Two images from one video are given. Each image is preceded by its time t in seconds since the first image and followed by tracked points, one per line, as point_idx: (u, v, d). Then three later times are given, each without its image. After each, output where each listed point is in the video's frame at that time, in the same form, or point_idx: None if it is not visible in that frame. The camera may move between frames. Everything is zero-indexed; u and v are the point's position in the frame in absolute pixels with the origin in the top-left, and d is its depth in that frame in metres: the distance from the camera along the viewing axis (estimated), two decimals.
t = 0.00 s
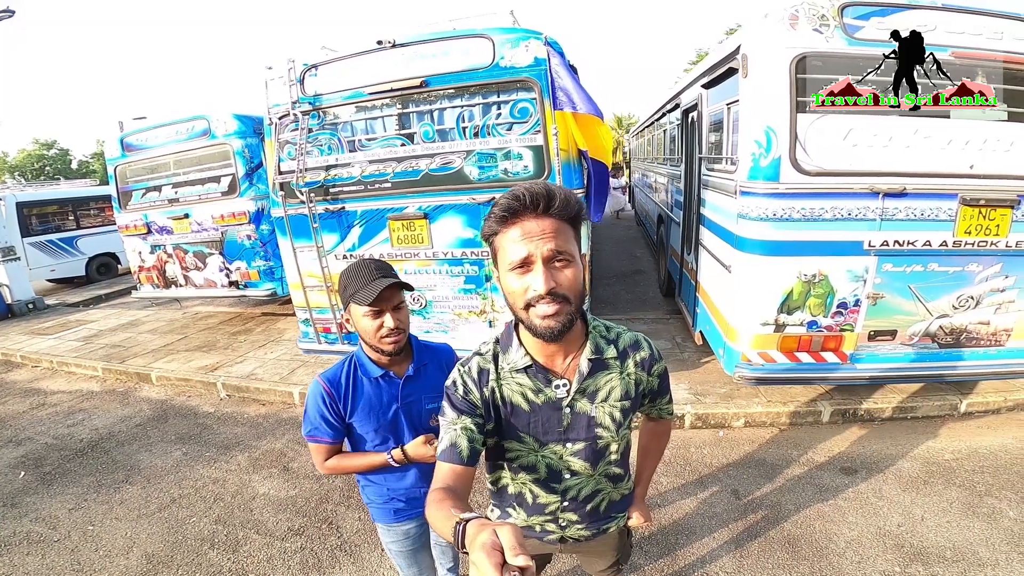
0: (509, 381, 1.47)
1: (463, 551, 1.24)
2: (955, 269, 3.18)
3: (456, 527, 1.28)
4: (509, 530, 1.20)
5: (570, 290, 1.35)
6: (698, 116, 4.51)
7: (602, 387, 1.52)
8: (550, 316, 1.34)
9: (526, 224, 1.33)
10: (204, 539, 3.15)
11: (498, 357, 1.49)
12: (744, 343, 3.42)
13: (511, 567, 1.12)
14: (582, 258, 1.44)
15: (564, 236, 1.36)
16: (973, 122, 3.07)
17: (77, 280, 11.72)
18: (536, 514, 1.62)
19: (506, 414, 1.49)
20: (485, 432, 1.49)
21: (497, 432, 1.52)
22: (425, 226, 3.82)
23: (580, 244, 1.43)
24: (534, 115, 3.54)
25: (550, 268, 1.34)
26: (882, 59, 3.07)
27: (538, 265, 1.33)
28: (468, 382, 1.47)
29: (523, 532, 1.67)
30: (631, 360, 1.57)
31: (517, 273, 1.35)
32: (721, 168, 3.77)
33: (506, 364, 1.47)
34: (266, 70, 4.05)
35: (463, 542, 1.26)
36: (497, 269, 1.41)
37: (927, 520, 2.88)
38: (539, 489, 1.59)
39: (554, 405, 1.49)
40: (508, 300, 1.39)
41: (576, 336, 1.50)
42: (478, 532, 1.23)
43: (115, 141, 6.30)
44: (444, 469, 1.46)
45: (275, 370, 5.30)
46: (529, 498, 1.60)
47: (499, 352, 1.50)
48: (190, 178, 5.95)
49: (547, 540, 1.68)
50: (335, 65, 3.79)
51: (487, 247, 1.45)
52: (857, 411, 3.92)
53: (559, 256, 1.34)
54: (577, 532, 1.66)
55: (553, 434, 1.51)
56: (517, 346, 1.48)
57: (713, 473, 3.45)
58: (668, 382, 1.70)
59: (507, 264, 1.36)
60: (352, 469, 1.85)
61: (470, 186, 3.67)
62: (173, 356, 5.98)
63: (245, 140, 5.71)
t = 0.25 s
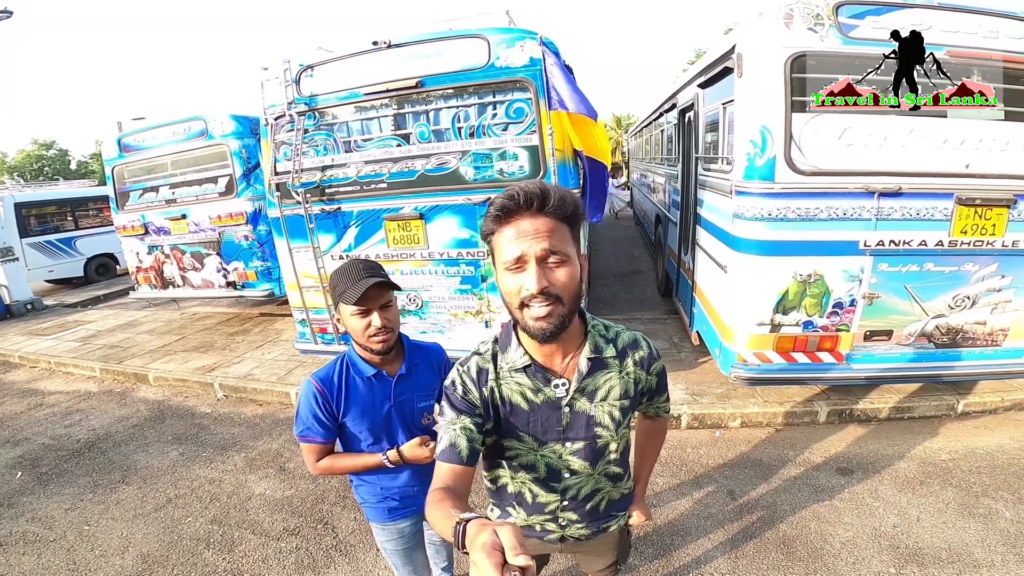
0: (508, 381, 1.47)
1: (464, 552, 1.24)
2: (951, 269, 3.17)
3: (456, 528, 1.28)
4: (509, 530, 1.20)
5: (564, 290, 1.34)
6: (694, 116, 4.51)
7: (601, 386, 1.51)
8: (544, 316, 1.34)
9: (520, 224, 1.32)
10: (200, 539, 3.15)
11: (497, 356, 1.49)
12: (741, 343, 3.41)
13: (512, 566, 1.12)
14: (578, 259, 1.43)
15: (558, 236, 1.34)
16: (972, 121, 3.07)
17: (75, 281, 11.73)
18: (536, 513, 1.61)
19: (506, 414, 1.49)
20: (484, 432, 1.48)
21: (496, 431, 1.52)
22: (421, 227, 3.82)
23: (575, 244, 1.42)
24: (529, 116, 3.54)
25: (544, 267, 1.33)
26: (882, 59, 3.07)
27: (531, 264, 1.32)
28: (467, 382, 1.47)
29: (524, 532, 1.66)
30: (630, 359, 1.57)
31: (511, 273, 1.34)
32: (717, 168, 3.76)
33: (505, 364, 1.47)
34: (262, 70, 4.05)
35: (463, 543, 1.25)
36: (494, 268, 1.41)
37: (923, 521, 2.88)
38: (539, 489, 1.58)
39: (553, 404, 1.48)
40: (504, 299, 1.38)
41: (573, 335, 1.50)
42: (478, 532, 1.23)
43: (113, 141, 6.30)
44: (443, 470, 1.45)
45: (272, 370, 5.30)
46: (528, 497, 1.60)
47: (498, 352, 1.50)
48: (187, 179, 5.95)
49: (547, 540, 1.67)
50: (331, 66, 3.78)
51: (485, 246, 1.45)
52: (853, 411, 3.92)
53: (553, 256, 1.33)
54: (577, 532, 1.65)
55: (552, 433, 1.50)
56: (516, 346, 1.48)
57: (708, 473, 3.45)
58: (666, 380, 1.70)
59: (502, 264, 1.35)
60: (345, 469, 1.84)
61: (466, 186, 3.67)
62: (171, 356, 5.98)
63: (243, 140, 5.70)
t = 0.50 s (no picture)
0: (522, 378, 1.45)
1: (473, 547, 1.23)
2: (949, 268, 3.16)
3: (466, 523, 1.26)
4: (519, 527, 1.19)
5: (541, 305, 1.33)
6: (692, 116, 4.50)
7: (615, 387, 1.51)
8: (524, 326, 1.37)
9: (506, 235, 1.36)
10: (196, 539, 3.15)
11: (512, 353, 1.47)
12: (737, 343, 3.40)
13: (521, 563, 1.12)
14: (576, 271, 1.37)
15: (537, 251, 1.32)
16: (973, 121, 3.05)
17: (75, 281, 11.75)
18: (547, 512, 1.59)
19: (519, 411, 1.47)
20: (497, 429, 1.46)
21: (509, 428, 1.50)
22: (417, 227, 3.82)
23: (569, 255, 1.35)
24: (525, 115, 3.53)
25: (523, 281, 1.34)
26: (882, 59, 3.05)
27: (512, 276, 1.36)
28: (482, 378, 1.45)
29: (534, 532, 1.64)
30: (646, 360, 1.56)
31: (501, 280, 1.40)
32: (713, 168, 3.75)
33: (519, 361, 1.45)
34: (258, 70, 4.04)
35: (472, 538, 1.24)
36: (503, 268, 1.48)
37: (920, 522, 2.87)
38: (550, 488, 1.56)
39: (566, 403, 1.47)
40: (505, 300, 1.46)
41: (586, 336, 1.48)
42: (487, 528, 1.22)
43: (111, 142, 6.30)
44: (455, 465, 1.43)
45: (270, 371, 5.30)
46: (539, 496, 1.58)
47: (513, 350, 1.48)
48: (185, 179, 5.95)
49: (557, 540, 1.64)
50: (327, 66, 3.78)
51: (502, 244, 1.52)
52: (851, 412, 3.90)
53: (530, 271, 1.33)
54: (586, 532, 1.63)
55: (565, 432, 1.49)
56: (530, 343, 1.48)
57: (705, 474, 3.45)
58: (682, 381, 1.69)
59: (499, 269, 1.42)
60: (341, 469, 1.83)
61: (462, 186, 3.67)
62: (169, 357, 5.98)
63: (240, 141, 5.70)
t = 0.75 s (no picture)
0: (536, 374, 1.45)
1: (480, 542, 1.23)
2: (948, 267, 3.13)
3: (474, 517, 1.26)
4: (527, 523, 1.19)
5: (569, 301, 1.32)
6: (689, 115, 4.48)
7: (630, 387, 1.47)
8: (549, 324, 1.35)
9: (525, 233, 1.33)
10: (192, 538, 3.15)
11: (528, 349, 1.47)
12: (735, 343, 3.38)
13: (526, 559, 1.12)
14: (597, 265, 1.36)
15: (565, 246, 1.31)
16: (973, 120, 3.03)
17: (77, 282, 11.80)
18: (556, 507, 1.55)
19: (532, 407, 1.47)
20: (511, 424, 1.46)
21: (522, 423, 1.49)
22: (414, 227, 3.81)
23: (593, 250, 1.36)
24: (521, 114, 3.52)
25: (549, 278, 1.32)
26: (882, 59, 3.04)
27: (536, 273, 1.33)
28: (497, 372, 1.46)
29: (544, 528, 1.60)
30: (664, 361, 1.52)
31: (522, 280, 1.37)
32: (711, 167, 3.73)
33: (534, 357, 1.45)
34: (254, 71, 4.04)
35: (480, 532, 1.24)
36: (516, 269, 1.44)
37: (919, 524, 2.85)
38: (561, 484, 1.53)
39: (579, 401, 1.45)
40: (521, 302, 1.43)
41: (603, 334, 1.47)
42: (495, 523, 1.22)
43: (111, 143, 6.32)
44: (468, 458, 1.43)
45: (269, 370, 5.31)
46: (550, 490, 1.54)
47: (529, 345, 1.48)
48: (185, 180, 5.96)
49: (565, 537, 1.60)
50: (323, 66, 3.78)
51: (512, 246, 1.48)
52: (851, 412, 3.88)
53: (557, 268, 1.31)
54: (595, 531, 1.58)
55: (576, 430, 1.47)
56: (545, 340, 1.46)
57: (703, 474, 3.43)
58: (705, 383, 1.62)
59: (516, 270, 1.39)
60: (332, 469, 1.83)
61: (458, 186, 3.67)
62: (169, 357, 6.00)
63: (239, 141, 5.71)
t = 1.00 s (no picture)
0: (540, 374, 1.45)
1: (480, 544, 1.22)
2: (950, 268, 3.12)
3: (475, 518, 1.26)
4: (528, 525, 1.18)
5: (602, 294, 1.33)
6: (691, 115, 4.47)
7: (634, 386, 1.47)
8: (580, 319, 1.33)
9: (552, 228, 1.31)
10: (193, 537, 3.17)
11: (531, 349, 1.47)
12: (736, 344, 3.37)
13: (527, 561, 1.11)
14: (617, 258, 1.40)
15: (597, 239, 1.32)
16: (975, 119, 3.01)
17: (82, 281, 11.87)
18: (558, 512, 1.55)
19: (535, 408, 1.46)
20: (513, 425, 1.46)
21: (526, 424, 1.49)
22: (414, 227, 3.81)
23: (614, 244, 1.39)
24: (521, 115, 3.52)
25: (581, 271, 1.32)
26: (882, 59, 3.03)
27: (569, 267, 1.31)
28: (500, 374, 1.45)
29: (545, 533, 1.59)
30: (666, 360, 1.52)
31: (547, 276, 1.33)
32: (711, 167, 3.72)
33: (538, 357, 1.45)
34: (255, 71, 4.05)
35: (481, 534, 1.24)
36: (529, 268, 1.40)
37: (919, 526, 2.83)
38: (564, 487, 1.52)
39: (583, 401, 1.45)
40: (539, 300, 1.38)
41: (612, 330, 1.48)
42: (496, 524, 1.21)
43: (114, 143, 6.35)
44: (471, 460, 1.43)
45: (271, 370, 5.33)
46: (552, 495, 1.54)
47: (532, 345, 1.48)
48: (188, 180, 5.99)
49: (566, 542, 1.59)
50: (324, 67, 3.79)
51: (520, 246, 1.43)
52: (852, 413, 3.87)
53: (591, 260, 1.31)
54: (597, 536, 1.57)
55: (581, 431, 1.46)
56: (550, 339, 1.45)
57: (702, 475, 3.42)
58: (706, 384, 1.62)
59: (538, 266, 1.34)
60: (323, 466, 1.86)
61: (457, 186, 3.67)
62: (172, 356, 6.03)
63: (241, 141, 5.73)
